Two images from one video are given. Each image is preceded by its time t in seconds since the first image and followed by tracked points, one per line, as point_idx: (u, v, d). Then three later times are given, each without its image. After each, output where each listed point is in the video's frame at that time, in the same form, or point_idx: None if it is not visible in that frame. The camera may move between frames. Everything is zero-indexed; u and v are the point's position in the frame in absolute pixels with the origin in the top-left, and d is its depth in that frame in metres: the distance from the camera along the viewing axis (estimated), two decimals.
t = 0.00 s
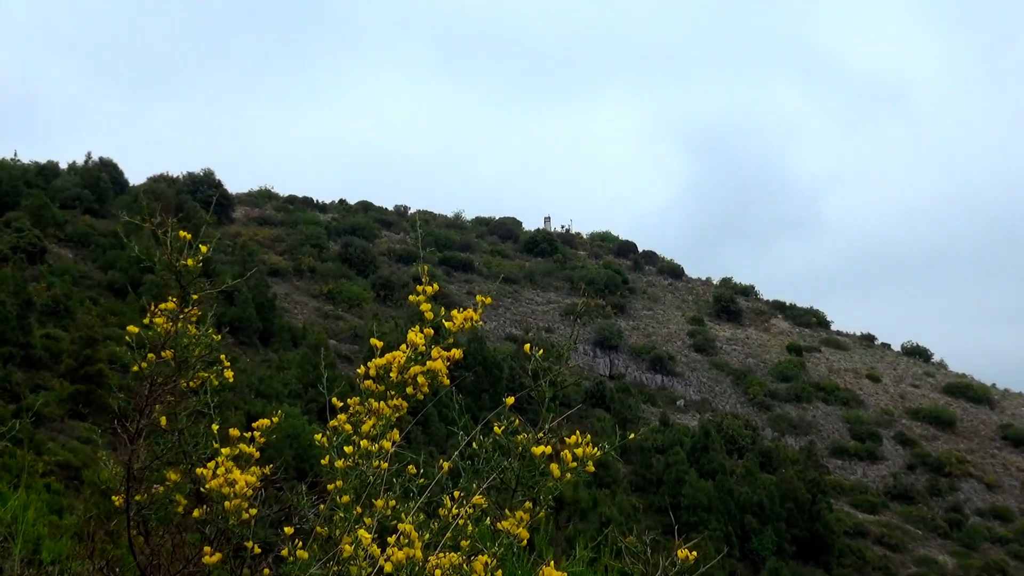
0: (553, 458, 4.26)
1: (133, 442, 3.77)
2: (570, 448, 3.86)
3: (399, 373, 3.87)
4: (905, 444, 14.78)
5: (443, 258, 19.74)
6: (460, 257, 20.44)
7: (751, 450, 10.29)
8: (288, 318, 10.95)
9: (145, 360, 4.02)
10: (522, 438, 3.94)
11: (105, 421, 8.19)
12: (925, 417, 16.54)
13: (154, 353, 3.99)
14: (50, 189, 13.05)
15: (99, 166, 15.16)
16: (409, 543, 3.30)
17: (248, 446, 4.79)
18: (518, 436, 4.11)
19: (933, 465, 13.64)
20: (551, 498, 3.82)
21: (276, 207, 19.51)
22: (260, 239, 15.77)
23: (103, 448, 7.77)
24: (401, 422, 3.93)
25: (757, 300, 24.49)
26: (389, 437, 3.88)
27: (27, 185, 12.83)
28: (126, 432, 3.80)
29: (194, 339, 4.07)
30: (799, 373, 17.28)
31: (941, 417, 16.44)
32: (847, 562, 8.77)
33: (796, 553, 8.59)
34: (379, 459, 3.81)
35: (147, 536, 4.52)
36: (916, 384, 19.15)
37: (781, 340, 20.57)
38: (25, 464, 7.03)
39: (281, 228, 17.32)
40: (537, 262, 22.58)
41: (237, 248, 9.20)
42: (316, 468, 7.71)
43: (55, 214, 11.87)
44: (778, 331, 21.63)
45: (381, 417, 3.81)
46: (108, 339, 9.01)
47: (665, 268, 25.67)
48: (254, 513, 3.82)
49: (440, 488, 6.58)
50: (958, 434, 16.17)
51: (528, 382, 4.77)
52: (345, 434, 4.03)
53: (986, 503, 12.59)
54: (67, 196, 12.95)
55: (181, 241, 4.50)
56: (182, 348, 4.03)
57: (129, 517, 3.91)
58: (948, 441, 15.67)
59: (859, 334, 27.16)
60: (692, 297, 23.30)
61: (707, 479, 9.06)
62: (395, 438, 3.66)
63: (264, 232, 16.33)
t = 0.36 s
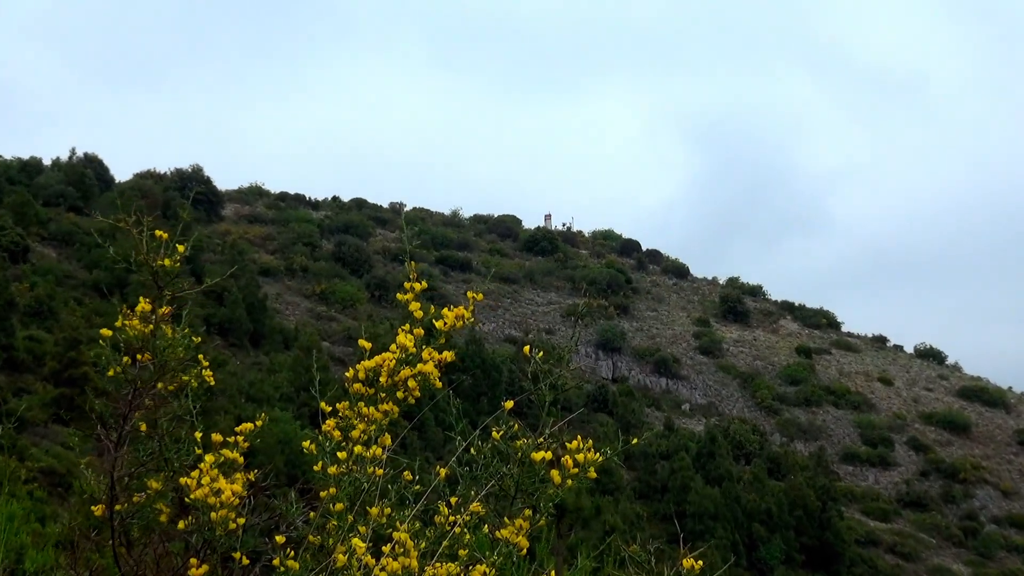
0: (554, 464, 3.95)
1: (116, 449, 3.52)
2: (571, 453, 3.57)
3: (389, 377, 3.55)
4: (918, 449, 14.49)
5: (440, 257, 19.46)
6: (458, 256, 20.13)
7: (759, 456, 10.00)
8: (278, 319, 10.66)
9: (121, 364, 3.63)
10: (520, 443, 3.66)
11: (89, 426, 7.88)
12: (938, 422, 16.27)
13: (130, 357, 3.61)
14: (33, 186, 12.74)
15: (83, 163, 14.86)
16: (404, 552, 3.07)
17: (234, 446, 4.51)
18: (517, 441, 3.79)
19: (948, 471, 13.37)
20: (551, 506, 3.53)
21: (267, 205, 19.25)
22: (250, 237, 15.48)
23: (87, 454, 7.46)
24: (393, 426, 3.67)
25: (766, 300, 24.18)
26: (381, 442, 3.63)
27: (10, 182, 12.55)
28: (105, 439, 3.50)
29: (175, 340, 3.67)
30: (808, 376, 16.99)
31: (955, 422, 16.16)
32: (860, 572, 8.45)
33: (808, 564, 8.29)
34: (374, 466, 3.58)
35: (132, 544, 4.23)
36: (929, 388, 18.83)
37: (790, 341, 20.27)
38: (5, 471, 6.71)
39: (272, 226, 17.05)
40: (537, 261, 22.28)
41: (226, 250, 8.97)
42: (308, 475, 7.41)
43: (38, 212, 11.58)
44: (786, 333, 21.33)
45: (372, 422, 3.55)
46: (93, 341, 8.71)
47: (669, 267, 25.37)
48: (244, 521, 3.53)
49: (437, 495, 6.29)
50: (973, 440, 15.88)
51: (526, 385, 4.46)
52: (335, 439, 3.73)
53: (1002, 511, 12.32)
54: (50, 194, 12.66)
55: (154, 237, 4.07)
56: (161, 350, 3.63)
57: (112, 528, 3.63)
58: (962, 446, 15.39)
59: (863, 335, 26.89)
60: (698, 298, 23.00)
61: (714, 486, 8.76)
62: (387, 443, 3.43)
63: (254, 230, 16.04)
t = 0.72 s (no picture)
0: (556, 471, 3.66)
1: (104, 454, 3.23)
2: (573, 458, 3.26)
3: (394, 381, 3.24)
4: (932, 454, 14.22)
5: (437, 256, 19.18)
6: (456, 255, 19.82)
7: (767, 461, 9.71)
8: (270, 320, 10.39)
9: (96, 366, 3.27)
10: (521, 448, 3.35)
11: (73, 430, 7.60)
12: (953, 426, 15.99)
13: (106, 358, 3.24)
14: (15, 182, 12.46)
15: (67, 158, 14.57)
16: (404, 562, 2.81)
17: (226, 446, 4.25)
18: (517, 446, 3.50)
19: (963, 478, 13.11)
20: (552, 514, 3.26)
21: (257, 201, 18.98)
22: (240, 235, 15.22)
23: (70, 460, 7.17)
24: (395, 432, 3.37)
25: (775, 300, 23.90)
26: (381, 449, 3.32)
27: None
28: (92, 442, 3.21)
29: (153, 341, 3.34)
30: (818, 378, 16.70)
31: (970, 426, 15.88)
32: None
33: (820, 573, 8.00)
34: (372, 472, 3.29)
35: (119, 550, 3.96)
36: (943, 391, 18.55)
37: (799, 343, 19.98)
38: None
39: (263, 223, 16.80)
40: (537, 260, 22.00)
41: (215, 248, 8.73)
42: (301, 481, 7.13)
43: (21, 209, 11.31)
44: (796, 334, 21.05)
45: (373, 428, 3.24)
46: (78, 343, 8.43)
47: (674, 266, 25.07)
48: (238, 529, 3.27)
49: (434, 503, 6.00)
50: (989, 444, 15.60)
51: (527, 389, 4.17)
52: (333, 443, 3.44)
53: (1017, 517, 12.03)
54: (33, 189, 12.38)
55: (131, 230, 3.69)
56: (139, 352, 3.29)
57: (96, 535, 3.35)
58: (976, 450, 15.11)
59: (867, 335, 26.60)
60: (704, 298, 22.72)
61: (721, 492, 8.48)
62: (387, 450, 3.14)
63: (244, 228, 15.78)
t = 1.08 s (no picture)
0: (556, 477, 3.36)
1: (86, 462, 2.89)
2: (573, 464, 3.03)
3: (376, 379, 2.90)
4: (946, 461, 13.98)
5: (434, 255, 18.91)
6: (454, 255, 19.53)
7: (776, 469, 9.43)
8: (262, 322, 10.12)
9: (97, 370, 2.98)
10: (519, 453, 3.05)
11: (56, 436, 7.31)
12: (967, 431, 15.71)
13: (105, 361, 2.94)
14: None
15: (46, 153, 14.26)
16: None
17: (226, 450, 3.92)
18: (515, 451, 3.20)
19: (979, 485, 12.82)
20: (553, 522, 2.98)
21: (246, 199, 18.70)
22: (230, 234, 14.96)
23: (52, 468, 6.88)
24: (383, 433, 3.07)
25: (783, 301, 23.61)
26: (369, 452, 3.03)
27: None
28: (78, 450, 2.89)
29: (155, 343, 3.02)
30: (828, 383, 16.41)
31: (986, 431, 15.58)
32: None
33: None
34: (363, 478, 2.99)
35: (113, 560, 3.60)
36: (959, 395, 18.24)
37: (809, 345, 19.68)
38: None
39: (253, 222, 16.56)
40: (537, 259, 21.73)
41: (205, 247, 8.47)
42: (293, 488, 6.85)
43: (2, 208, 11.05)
44: (806, 337, 20.75)
45: (359, 430, 2.94)
46: (61, 346, 8.14)
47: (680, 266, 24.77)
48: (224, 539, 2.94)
49: (430, 513, 5.72)
50: (1006, 450, 15.27)
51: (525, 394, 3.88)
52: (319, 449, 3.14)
53: None
54: (14, 186, 12.10)
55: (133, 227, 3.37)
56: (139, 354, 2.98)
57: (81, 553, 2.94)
58: (992, 456, 14.80)
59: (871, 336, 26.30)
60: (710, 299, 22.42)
61: (728, 500, 8.20)
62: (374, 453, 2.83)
63: (232, 227, 15.50)
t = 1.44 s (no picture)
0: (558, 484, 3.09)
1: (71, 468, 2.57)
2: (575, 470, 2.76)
3: (380, 389, 2.64)
4: (961, 467, 13.72)
5: (430, 254, 18.64)
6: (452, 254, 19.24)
7: (784, 475, 9.17)
8: (252, 323, 9.85)
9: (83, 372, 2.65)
10: (520, 458, 2.78)
11: (38, 441, 7.03)
12: (983, 436, 15.44)
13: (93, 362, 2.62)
14: None
15: (33, 149, 13.98)
16: None
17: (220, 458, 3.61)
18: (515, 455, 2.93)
19: (996, 492, 12.55)
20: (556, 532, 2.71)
21: (236, 196, 18.41)
22: (218, 232, 14.69)
23: (34, 474, 6.59)
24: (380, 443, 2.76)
25: (792, 302, 23.33)
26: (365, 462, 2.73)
27: None
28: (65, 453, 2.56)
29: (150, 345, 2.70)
30: (839, 386, 16.12)
31: (1003, 436, 15.29)
32: None
33: None
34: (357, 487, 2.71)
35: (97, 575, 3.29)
36: (974, 399, 17.96)
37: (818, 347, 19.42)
38: None
39: (243, 219, 16.29)
40: (537, 258, 21.45)
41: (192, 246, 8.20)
42: (285, 495, 6.59)
43: None
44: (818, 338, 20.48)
45: (357, 438, 2.65)
46: (44, 347, 7.85)
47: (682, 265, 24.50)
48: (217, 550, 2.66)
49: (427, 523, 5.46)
50: (1023, 455, 14.96)
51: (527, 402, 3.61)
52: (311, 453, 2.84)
53: None
54: None
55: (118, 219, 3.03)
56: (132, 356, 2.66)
57: (68, 562, 2.64)
58: (1008, 461, 14.53)
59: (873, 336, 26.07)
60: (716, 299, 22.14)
61: (736, 508, 7.94)
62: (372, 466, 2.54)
63: (222, 224, 15.23)
